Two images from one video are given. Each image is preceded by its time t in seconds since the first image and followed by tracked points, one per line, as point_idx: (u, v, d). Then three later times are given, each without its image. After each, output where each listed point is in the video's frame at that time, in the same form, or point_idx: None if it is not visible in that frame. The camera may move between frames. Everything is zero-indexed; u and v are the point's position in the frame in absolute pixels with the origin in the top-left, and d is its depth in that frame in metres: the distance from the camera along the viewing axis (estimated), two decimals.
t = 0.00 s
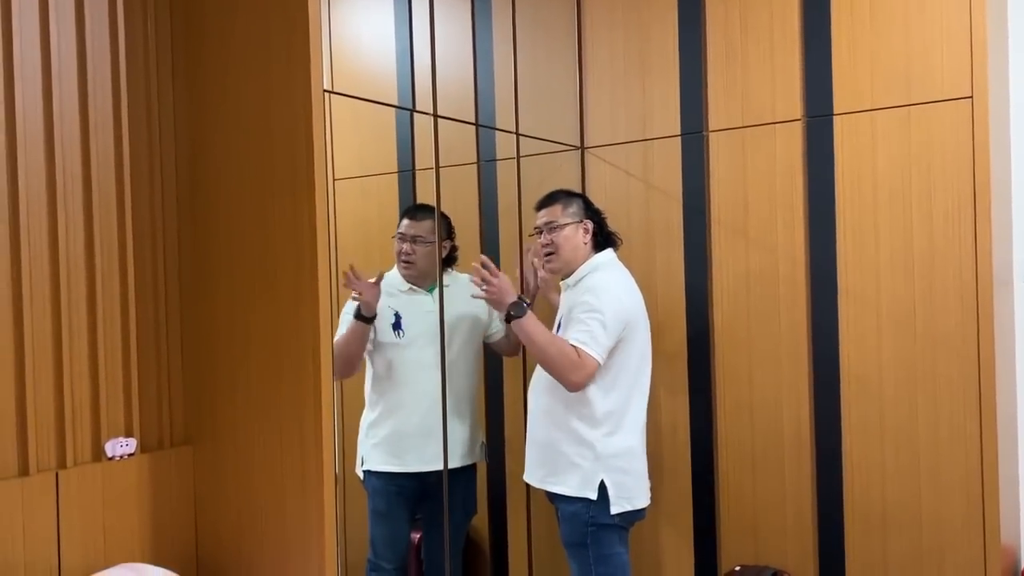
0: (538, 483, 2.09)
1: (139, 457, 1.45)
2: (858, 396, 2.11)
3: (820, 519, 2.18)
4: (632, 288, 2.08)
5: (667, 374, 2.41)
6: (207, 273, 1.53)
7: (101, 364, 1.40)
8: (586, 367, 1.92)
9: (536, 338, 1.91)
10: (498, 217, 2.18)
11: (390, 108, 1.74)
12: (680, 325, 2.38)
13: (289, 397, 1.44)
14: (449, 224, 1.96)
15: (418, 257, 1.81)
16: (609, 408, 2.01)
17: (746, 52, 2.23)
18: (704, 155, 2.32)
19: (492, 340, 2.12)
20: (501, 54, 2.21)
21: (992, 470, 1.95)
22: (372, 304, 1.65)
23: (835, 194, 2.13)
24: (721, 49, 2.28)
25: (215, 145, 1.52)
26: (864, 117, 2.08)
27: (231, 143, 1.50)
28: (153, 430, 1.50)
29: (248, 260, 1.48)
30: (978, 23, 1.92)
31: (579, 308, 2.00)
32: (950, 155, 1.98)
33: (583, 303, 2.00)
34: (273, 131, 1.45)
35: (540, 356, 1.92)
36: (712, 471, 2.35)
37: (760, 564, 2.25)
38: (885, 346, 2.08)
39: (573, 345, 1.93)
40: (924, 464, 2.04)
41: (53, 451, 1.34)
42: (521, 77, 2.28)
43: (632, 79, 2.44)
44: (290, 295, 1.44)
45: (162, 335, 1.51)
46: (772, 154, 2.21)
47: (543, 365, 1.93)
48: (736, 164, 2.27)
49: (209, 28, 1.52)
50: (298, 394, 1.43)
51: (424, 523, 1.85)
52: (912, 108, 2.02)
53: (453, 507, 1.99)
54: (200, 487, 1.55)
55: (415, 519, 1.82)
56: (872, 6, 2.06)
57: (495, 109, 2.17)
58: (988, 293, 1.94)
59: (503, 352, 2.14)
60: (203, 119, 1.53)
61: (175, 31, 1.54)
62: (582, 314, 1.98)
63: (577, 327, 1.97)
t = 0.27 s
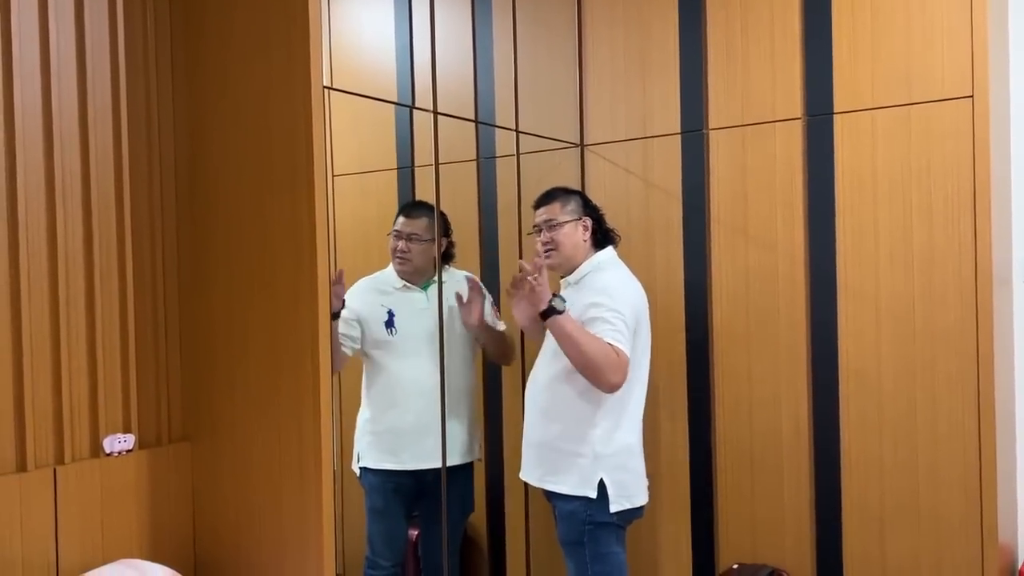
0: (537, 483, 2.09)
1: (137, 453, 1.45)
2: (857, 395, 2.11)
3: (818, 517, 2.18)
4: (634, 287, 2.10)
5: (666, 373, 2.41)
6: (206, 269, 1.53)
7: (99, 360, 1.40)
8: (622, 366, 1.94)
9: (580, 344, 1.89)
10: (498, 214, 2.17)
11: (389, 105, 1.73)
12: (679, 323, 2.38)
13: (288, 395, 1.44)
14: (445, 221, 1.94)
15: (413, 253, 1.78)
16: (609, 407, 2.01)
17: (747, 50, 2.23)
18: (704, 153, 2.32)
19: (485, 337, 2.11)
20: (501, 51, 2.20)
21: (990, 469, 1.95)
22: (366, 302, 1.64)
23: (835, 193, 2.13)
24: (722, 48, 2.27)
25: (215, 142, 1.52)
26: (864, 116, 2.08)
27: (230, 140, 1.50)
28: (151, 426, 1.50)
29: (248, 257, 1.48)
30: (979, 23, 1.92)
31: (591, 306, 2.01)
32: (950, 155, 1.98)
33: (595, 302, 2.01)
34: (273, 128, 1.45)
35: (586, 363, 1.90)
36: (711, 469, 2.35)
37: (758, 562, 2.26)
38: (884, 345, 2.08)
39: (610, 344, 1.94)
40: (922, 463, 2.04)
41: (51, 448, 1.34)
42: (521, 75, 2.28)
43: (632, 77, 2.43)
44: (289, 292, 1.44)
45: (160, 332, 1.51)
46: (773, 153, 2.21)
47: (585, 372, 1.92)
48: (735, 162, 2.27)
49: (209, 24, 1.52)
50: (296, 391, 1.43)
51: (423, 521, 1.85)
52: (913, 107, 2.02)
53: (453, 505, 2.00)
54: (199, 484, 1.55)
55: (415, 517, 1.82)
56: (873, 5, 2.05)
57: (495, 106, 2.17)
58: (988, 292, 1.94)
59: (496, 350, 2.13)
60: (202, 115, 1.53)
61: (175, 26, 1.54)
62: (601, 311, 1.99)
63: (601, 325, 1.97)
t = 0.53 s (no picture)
0: (544, 480, 2.11)
1: (129, 448, 1.45)
2: (849, 392, 2.12)
3: (809, 513, 2.19)
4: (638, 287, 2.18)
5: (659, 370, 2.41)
6: (199, 264, 1.52)
7: (91, 355, 1.39)
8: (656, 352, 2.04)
9: (628, 329, 1.98)
10: (492, 210, 2.17)
11: (383, 101, 1.73)
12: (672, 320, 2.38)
13: (281, 390, 1.44)
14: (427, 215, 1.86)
15: (396, 246, 1.70)
16: (622, 401, 2.09)
17: (741, 47, 2.23)
18: (698, 150, 2.32)
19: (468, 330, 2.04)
20: (495, 46, 2.20)
21: (981, 467, 1.97)
22: (354, 295, 1.58)
23: (828, 190, 2.13)
24: (716, 45, 2.27)
25: (207, 136, 1.51)
26: (857, 114, 2.08)
27: (223, 134, 1.49)
28: (143, 421, 1.49)
29: (241, 251, 1.48)
30: (972, 21, 1.93)
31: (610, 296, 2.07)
32: (943, 153, 1.99)
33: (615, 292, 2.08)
34: (267, 122, 1.44)
35: (633, 347, 1.99)
36: (703, 466, 2.35)
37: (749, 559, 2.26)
38: (876, 342, 2.08)
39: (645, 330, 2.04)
40: (914, 460, 2.05)
41: (42, 443, 1.33)
42: (516, 70, 2.27)
43: (627, 74, 2.43)
44: (281, 286, 1.43)
45: (152, 326, 1.50)
46: (767, 150, 2.21)
47: (625, 356, 2.00)
48: (729, 159, 2.27)
49: (201, 17, 1.51)
50: (290, 387, 1.43)
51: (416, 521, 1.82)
52: (906, 105, 2.02)
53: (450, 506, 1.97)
54: (191, 482, 1.54)
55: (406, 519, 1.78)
56: (867, 3, 2.06)
57: (489, 102, 2.17)
58: (980, 290, 1.95)
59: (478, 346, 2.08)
60: (195, 108, 1.52)
61: (167, 18, 1.53)
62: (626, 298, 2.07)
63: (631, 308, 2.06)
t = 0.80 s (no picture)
0: (555, 478, 2.03)
1: (112, 445, 1.43)
2: (833, 388, 2.13)
3: (794, 510, 2.20)
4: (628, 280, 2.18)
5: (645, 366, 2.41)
6: (183, 260, 1.51)
7: (73, 353, 1.38)
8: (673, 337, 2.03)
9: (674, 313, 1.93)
10: (478, 206, 2.17)
11: (370, 95, 1.72)
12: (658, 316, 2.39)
13: (266, 387, 1.43)
14: (406, 209, 1.84)
15: (372, 241, 1.68)
16: (631, 391, 2.08)
17: (728, 44, 2.24)
18: (685, 147, 2.32)
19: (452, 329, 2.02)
20: (482, 41, 2.19)
21: (963, 464, 1.98)
22: (336, 291, 1.56)
23: (813, 187, 2.14)
24: (703, 41, 2.27)
25: (191, 131, 1.50)
26: (842, 111, 2.09)
27: (207, 129, 1.48)
28: (126, 418, 1.48)
29: (225, 247, 1.46)
30: (957, 19, 1.94)
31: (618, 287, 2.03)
32: (927, 150, 2.00)
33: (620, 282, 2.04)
34: (251, 116, 1.43)
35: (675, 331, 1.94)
36: (688, 462, 2.36)
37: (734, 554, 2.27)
38: (861, 338, 2.10)
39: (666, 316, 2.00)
40: (897, 456, 2.06)
41: (23, 440, 1.32)
42: (503, 66, 2.27)
43: (613, 69, 2.43)
44: (265, 281, 1.43)
45: (135, 323, 1.49)
46: (753, 148, 2.22)
47: (660, 339, 1.96)
48: (715, 156, 2.27)
49: (185, 10, 1.50)
50: (275, 383, 1.42)
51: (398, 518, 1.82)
52: (891, 102, 2.03)
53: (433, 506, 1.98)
54: (175, 480, 1.53)
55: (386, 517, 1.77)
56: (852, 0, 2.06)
57: (476, 97, 2.16)
58: (963, 287, 1.96)
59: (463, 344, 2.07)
60: (179, 102, 1.51)
61: (150, 11, 1.51)
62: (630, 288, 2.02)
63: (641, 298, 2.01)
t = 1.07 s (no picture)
0: (549, 476, 1.97)
1: (85, 443, 1.42)
2: (810, 385, 2.15)
3: (770, 505, 2.22)
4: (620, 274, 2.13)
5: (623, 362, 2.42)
6: (158, 256, 1.49)
7: (46, 349, 1.36)
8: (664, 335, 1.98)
9: (658, 315, 1.89)
10: (457, 202, 2.17)
11: (348, 90, 1.71)
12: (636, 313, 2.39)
13: (242, 384, 1.42)
14: (384, 204, 1.83)
15: (346, 236, 1.67)
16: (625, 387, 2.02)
17: (706, 42, 2.24)
18: (663, 144, 2.33)
19: (425, 325, 2.02)
20: (461, 36, 2.19)
21: (937, 458, 2.01)
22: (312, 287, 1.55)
23: (790, 185, 2.15)
24: (681, 38, 2.28)
25: (166, 125, 1.48)
26: (819, 110, 2.10)
27: (182, 123, 1.46)
28: (100, 415, 1.46)
29: (201, 243, 1.45)
30: (932, 19, 1.96)
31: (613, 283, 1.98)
32: (902, 148, 2.02)
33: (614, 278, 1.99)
34: (228, 110, 1.42)
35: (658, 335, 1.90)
36: (666, 458, 2.36)
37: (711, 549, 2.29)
38: (837, 335, 2.11)
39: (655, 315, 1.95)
40: (872, 451, 2.08)
41: None
42: (482, 61, 2.27)
43: (592, 66, 2.43)
44: (241, 276, 1.41)
45: (109, 319, 1.48)
46: (731, 145, 2.22)
47: (648, 342, 1.91)
48: (694, 153, 2.28)
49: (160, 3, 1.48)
50: (251, 381, 1.41)
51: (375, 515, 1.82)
52: (867, 101, 2.05)
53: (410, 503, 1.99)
54: (150, 478, 1.52)
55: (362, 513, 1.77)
56: None
57: (455, 93, 2.16)
58: (937, 284, 1.98)
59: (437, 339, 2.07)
60: (154, 96, 1.49)
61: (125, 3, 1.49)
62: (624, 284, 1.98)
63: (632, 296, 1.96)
